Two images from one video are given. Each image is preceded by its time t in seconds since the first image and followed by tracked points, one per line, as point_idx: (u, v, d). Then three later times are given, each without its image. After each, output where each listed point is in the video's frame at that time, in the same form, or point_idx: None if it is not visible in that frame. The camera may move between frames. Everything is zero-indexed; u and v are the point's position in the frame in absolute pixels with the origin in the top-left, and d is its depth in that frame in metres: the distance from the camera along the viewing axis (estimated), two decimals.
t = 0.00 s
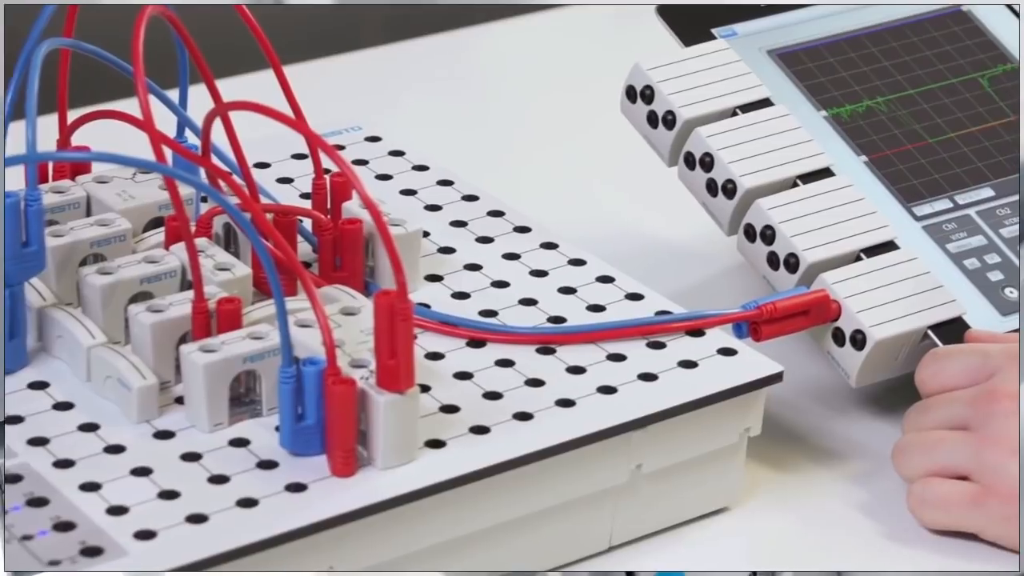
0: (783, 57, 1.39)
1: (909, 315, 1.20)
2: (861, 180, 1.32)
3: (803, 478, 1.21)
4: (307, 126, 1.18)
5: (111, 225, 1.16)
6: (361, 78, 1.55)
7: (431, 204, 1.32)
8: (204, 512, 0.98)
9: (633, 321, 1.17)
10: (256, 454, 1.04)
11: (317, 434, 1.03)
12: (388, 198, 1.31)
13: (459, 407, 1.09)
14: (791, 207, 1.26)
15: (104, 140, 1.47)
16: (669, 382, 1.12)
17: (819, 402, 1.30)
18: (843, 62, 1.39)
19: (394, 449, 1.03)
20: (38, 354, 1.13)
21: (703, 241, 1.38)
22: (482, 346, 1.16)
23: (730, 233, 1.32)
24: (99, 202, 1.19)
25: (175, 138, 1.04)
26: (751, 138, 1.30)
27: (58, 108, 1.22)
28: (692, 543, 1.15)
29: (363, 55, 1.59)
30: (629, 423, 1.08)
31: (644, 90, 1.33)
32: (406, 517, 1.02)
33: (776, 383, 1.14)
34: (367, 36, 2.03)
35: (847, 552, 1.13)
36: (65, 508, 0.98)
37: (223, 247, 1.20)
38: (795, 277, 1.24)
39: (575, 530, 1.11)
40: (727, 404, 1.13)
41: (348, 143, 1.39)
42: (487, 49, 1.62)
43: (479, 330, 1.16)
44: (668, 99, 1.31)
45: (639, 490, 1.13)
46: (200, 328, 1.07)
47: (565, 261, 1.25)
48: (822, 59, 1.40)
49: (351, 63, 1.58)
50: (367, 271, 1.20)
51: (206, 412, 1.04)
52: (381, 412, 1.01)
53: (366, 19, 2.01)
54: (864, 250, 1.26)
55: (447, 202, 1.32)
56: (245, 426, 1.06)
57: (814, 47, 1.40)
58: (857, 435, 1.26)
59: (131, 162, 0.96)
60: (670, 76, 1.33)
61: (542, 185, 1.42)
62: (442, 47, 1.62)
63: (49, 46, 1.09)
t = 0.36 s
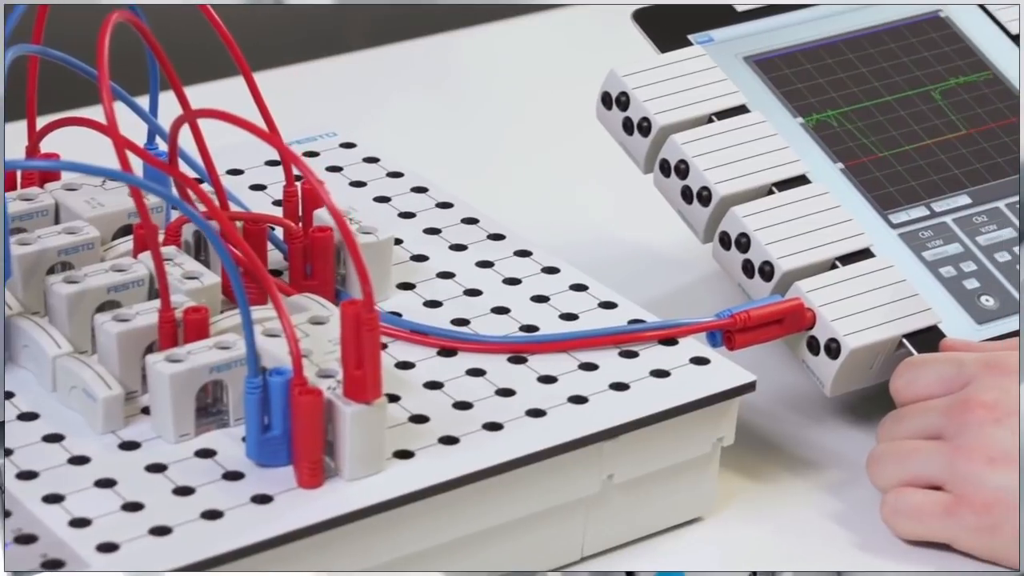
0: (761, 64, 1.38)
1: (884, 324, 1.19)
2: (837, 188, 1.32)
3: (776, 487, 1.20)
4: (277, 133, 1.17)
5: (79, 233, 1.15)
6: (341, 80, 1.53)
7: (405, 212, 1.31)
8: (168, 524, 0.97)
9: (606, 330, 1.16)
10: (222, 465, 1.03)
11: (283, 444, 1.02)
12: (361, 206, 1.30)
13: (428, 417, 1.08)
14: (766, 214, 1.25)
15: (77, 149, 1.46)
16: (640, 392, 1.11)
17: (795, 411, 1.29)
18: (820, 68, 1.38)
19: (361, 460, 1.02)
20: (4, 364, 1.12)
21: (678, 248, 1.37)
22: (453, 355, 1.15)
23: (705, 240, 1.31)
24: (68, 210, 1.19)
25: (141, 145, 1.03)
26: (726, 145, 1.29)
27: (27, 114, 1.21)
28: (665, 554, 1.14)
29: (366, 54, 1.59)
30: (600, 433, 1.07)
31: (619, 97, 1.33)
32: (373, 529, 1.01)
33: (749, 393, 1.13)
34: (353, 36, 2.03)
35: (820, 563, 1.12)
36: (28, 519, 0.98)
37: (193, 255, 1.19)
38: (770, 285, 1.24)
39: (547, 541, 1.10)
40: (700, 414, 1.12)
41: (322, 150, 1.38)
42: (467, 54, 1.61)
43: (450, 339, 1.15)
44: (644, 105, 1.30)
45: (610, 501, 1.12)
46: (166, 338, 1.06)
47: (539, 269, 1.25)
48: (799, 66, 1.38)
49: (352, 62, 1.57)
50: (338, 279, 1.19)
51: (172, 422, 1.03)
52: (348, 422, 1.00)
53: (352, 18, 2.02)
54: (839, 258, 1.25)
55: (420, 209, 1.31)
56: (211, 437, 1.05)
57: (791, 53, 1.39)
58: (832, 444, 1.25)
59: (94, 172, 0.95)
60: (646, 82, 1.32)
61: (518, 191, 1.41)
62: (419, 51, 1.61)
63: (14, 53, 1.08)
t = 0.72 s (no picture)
0: (738, 69, 1.37)
1: (860, 332, 1.19)
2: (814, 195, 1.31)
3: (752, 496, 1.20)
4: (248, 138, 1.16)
5: (48, 241, 1.14)
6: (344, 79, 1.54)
7: (380, 219, 1.30)
8: (133, 535, 0.96)
9: (579, 339, 1.15)
10: (189, 476, 1.02)
11: (251, 455, 1.01)
12: (335, 213, 1.29)
13: (398, 427, 1.07)
14: (742, 221, 1.25)
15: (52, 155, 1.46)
16: (613, 401, 1.10)
17: (772, 419, 1.28)
18: (798, 74, 1.37)
19: (329, 470, 1.01)
20: None
21: (655, 256, 1.37)
22: (425, 364, 1.14)
23: (682, 247, 1.31)
24: (37, 217, 1.18)
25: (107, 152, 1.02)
26: (703, 152, 1.28)
27: None
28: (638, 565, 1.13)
29: (363, 54, 1.59)
30: (571, 444, 1.06)
31: (595, 103, 1.32)
32: (341, 540, 1.00)
33: (723, 402, 1.13)
34: (345, 38, 2.03)
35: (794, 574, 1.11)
36: None
37: (164, 263, 1.18)
38: (746, 293, 1.23)
39: (519, 551, 1.10)
40: (672, 424, 1.11)
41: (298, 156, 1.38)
42: (450, 58, 1.61)
43: (422, 348, 1.14)
44: (620, 112, 1.30)
45: (582, 510, 1.11)
46: (133, 347, 1.05)
47: (514, 276, 1.24)
48: (777, 72, 1.37)
49: (352, 62, 1.58)
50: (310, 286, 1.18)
51: (139, 432, 1.02)
52: (315, 433, 0.99)
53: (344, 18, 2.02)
54: (815, 265, 1.24)
55: (396, 216, 1.31)
56: (179, 447, 1.04)
57: (769, 59, 1.38)
58: (809, 453, 1.24)
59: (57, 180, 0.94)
60: (623, 89, 1.31)
61: (495, 198, 1.40)
62: (401, 55, 1.60)
63: None
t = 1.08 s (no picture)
0: (714, 76, 1.36)
1: (834, 342, 1.18)
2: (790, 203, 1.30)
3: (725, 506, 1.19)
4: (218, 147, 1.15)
5: (15, 249, 1.13)
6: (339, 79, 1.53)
7: (353, 226, 1.29)
8: (95, 548, 0.95)
9: (551, 348, 1.14)
10: (154, 487, 1.01)
11: (216, 466, 1.00)
12: (308, 220, 1.28)
13: (367, 438, 1.06)
14: (717, 229, 1.24)
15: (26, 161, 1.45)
16: (584, 411, 1.09)
17: (747, 428, 1.28)
18: (774, 80, 1.36)
19: (295, 481, 1.00)
20: None
21: (631, 263, 1.36)
22: (396, 373, 1.13)
23: (657, 255, 1.30)
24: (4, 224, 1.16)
25: (70, 158, 1.01)
26: (678, 159, 1.27)
27: None
28: None
29: (361, 55, 1.59)
30: (540, 454, 1.05)
31: (570, 110, 1.31)
32: (307, 552, 0.99)
33: (695, 412, 1.12)
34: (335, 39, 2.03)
35: None
36: None
37: (133, 272, 1.17)
38: (720, 302, 1.22)
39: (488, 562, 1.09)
40: (643, 434, 1.11)
41: (272, 163, 1.37)
42: (431, 62, 1.60)
43: (392, 357, 1.13)
44: (594, 118, 1.29)
45: (552, 521, 1.10)
46: (98, 356, 1.04)
47: (487, 284, 1.23)
48: (753, 79, 1.36)
49: (352, 62, 1.58)
50: (280, 295, 1.17)
51: (103, 444, 1.01)
52: (280, 444, 0.98)
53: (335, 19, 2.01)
54: (790, 273, 1.24)
55: (369, 223, 1.30)
56: (145, 458, 1.04)
57: (745, 66, 1.37)
58: (783, 462, 1.24)
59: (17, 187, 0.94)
60: (598, 95, 1.30)
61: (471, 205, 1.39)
62: (381, 59, 1.59)
63: None
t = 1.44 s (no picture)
0: (687, 83, 1.35)
1: (804, 352, 1.17)
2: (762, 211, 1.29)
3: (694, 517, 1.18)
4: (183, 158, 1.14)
5: None
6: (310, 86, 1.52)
7: (321, 234, 1.28)
8: (51, 563, 0.94)
9: (518, 358, 1.13)
10: (112, 501, 1.00)
11: (175, 479, 0.99)
12: (276, 229, 1.27)
13: (330, 450, 1.05)
14: (687, 238, 1.23)
15: None
16: (550, 423, 1.08)
17: (717, 438, 1.27)
18: (747, 88, 1.36)
19: (256, 495, 0.98)
20: None
21: (602, 271, 1.35)
22: (361, 384, 1.12)
23: (628, 264, 1.29)
24: None
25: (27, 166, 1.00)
26: (649, 168, 1.27)
27: None
28: None
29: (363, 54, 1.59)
30: (505, 466, 1.04)
31: (542, 117, 1.30)
32: (267, 566, 0.98)
33: (662, 423, 1.11)
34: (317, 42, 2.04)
35: None
36: None
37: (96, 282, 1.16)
38: (690, 311, 1.21)
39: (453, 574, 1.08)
40: (609, 445, 1.10)
41: (241, 170, 1.36)
42: (406, 66, 1.58)
43: (357, 368, 1.12)
44: (565, 126, 1.28)
45: (517, 533, 1.09)
46: (58, 368, 1.03)
47: (455, 294, 1.22)
48: (726, 86, 1.35)
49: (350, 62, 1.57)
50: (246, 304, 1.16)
51: (61, 456, 1.00)
52: (240, 457, 0.97)
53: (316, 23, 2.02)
54: (761, 282, 1.23)
55: (338, 231, 1.29)
56: (104, 472, 1.02)
57: (717, 73, 1.36)
58: (753, 473, 1.23)
59: None
60: (569, 103, 1.30)
61: (442, 215, 1.38)
62: (356, 65, 1.57)
63: None
